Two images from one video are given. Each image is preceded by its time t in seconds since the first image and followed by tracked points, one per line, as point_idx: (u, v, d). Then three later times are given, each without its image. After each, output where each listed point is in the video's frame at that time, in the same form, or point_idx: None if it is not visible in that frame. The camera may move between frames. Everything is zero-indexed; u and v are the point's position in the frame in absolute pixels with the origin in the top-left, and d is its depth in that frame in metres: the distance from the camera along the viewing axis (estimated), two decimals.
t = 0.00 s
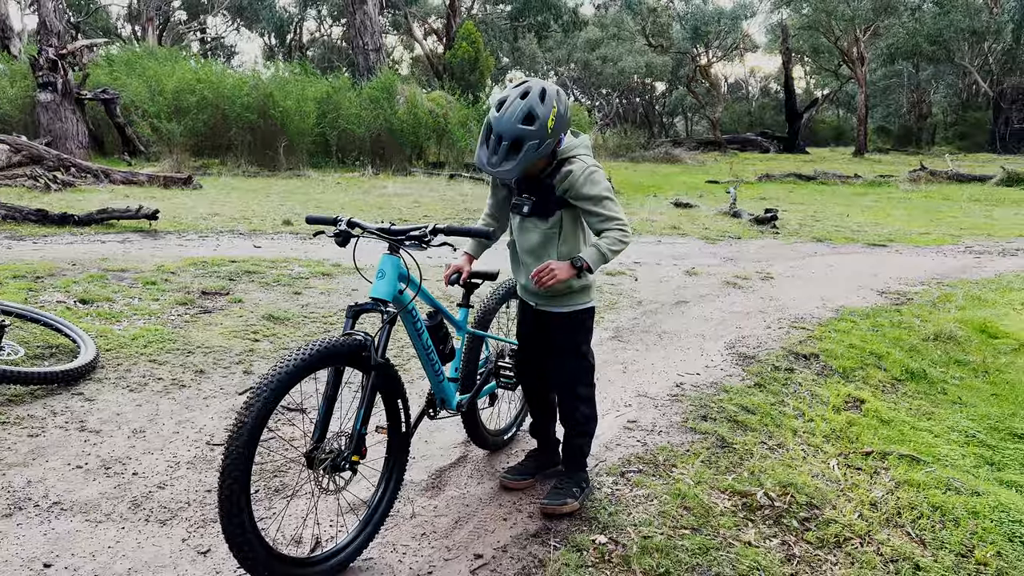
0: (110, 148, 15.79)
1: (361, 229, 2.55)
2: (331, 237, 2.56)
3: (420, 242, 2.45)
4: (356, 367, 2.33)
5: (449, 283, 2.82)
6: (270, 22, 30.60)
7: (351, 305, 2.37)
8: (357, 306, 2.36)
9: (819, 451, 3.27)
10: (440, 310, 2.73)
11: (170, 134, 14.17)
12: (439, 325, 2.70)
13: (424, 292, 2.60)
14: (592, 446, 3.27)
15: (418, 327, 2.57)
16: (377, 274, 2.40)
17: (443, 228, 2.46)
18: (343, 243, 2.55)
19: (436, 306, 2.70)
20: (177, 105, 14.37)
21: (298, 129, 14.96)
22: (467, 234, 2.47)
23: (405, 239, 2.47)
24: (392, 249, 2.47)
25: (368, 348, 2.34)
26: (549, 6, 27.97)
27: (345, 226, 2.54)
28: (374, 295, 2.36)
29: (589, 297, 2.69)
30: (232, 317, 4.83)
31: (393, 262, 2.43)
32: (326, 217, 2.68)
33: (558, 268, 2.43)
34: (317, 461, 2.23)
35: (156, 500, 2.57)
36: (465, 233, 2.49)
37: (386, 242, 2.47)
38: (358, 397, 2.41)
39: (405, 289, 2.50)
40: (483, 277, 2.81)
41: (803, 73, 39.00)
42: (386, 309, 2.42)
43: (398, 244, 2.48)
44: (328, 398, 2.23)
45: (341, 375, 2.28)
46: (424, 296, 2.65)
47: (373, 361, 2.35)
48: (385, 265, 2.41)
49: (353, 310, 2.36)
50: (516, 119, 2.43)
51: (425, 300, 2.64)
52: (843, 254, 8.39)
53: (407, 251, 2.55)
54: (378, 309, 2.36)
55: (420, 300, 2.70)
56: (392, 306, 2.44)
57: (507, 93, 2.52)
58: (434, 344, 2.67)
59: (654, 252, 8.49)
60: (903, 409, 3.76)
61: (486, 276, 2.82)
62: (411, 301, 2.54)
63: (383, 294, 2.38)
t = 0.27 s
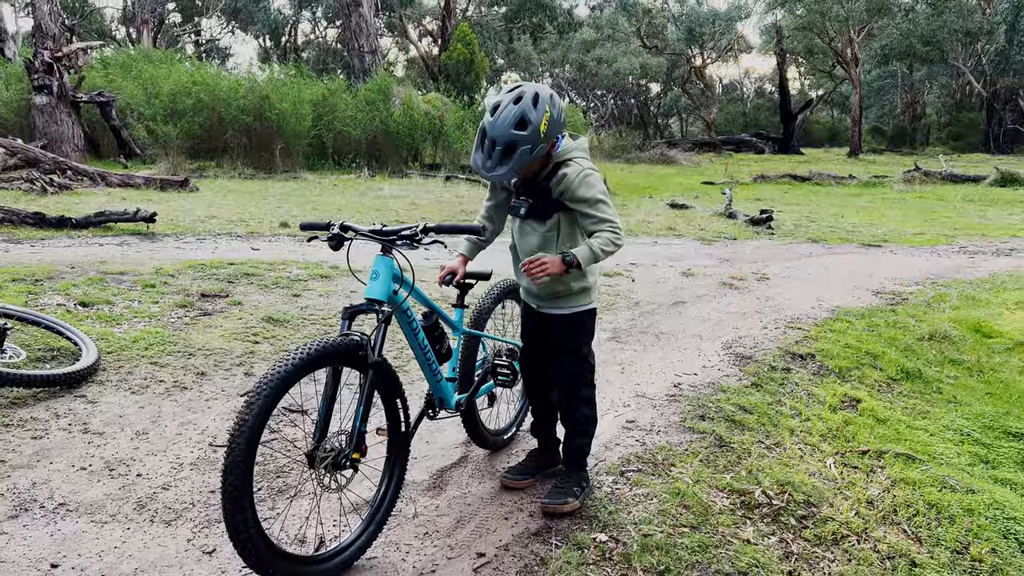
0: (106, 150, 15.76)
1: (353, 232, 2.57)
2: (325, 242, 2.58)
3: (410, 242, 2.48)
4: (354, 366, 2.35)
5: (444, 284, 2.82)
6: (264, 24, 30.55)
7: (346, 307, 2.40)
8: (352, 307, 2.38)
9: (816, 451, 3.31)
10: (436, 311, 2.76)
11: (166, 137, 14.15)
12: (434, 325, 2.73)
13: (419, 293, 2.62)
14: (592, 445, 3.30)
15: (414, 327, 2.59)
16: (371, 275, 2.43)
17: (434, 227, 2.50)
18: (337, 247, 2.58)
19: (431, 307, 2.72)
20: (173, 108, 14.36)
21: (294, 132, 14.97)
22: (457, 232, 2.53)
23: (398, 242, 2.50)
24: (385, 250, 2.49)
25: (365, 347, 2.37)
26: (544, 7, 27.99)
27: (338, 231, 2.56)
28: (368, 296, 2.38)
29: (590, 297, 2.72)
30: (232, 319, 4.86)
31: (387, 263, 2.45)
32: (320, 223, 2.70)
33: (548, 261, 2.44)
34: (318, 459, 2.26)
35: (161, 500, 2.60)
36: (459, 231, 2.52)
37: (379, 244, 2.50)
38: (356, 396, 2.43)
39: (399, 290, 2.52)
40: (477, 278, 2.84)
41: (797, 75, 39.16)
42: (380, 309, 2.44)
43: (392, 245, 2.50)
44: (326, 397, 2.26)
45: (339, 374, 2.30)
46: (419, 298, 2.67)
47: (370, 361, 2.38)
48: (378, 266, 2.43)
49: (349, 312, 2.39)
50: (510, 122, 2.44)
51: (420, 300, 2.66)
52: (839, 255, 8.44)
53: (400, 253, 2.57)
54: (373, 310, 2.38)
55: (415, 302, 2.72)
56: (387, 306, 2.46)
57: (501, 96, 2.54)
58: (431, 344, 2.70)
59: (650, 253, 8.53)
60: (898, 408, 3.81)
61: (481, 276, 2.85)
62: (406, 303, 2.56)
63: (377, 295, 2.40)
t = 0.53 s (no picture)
0: (105, 153, 15.76)
1: (357, 235, 2.59)
2: (330, 245, 2.60)
3: (414, 245, 2.51)
4: (360, 368, 2.37)
5: (447, 287, 2.83)
6: (262, 27, 30.55)
7: (352, 310, 2.42)
8: (357, 310, 2.40)
9: (817, 451, 3.33)
10: (439, 313, 2.78)
11: (165, 140, 14.15)
12: (438, 327, 2.75)
13: (423, 295, 2.64)
14: (595, 447, 3.32)
15: (418, 329, 2.61)
16: (375, 278, 2.45)
17: (439, 230, 2.52)
18: (342, 250, 2.60)
19: (435, 309, 2.74)
20: (172, 111, 14.37)
21: (293, 135, 14.98)
22: (460, 234, 2.55)
23: (402, 245, 2.52)
24: (389, 253, 2.51)
25: (371, 349, 2.39)
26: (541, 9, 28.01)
27: (343, 234, 2.58)
28: (373, 298, 2.39)
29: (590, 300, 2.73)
30: (235, 322, 4.88)
31: (391, 266, 2.47)
32: (325, 226, 2.72)
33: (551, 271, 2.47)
34: (325, 460, 2.27)
35: (169, 502, 2.61)
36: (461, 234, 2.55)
37: (384, 247, 2.52)
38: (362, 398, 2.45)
39: (404, 292, 2.54)
40: (480, 280, 2.85)
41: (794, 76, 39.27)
42: (385, 311, 2.45)
43: (396, 248, 2.53)
44: (332, 399, 2.27)
45: (345, 377, 2.31)
46: (423, 300, 2.69)
47: (376, 362, 2.40)
48: (383, 269, 2.45)
49: (355, 314, 2.41)
50: (512, 112, 2.47)
51: (424, 302, 2.68)
52: (838, 256, 8.47)
53: (404, 256, 2.59)
54: (378, 312, 2.39)
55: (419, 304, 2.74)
56: (392, 308, 2.48)
57: (503, 90, 2.56)
58: (435, 346, 2.72)
59: (650, 255, 8.55)
60: (898, 409, 3.83)
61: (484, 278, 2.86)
62: (411, 305, 2.58)
63: (382, 297, 2.41)
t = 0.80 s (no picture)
0: (104, 156, 15.77)
1: (368, 235, 2.60)
2: (340, 244, 2.61)
3: (426, 246, 2.53)
4: (369, 367, 2.39)
5: (455, 287, 2.85)
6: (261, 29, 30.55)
7: (362, 309, 2.43)
8: (367, 309, 2.41)
9: (820, 449, 3.34)
10: (447, 314, 2.80)
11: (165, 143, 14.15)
12: (446, 328, 2.77)
13: (431, 296, 2.66)
14: (599, 446, 3.34)
15: (426, 329, 2.63)
16: (385, 277, 2.46)
17: (450, 231, 2.55)
18: (352, 249, 2.61)
19: (443, 309, 2.76)
20: (172, 113, 14.38)
21: (293, 137, 15.00)
22: (470, 235, 2.58)
23: (412, 245, 2.53)
24: (399, 253, 2.53)
25: (380, 349, 2.40)
26: (540, 11, 28.01)
27: (354, 233, 2.59)
28: (383, 298, 2.41)
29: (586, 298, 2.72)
30: (238, 323, 4.89)
31: (401, 266, 2.49)
32: (335, 226, 2.74)
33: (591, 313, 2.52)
34: (333, 459, 2.29)
35: (175, 501, 2.62)
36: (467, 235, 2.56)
37: (394, 246, 2.53)
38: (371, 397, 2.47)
39: (413, 292, 2.55)
40: (487, 280, 2.87)
41: (793, 78, 39.33)
42: (395, 310, 2.47)
43: (406, 247, 2.54)
44: (340, 398, 2.28)
45: (354, 377, 2.33)
46: (431, 300, 2.71)
47: (385, 362, 2.42)
48: (393, 269, 2.47)
49: (364, 314, 2.43)
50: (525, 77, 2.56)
51: (432, 302, 2.70)
52: (837, 256, 8.49)
53: (413, 256, 2.61)
54: (388, 311, 2.41)
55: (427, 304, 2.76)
56: (401, 307, 2.49)
57: (506, 74, 2.60)
58: (442, 346, 2.74)
59: (650, 256, 8.57)
60: (899, 407, 3.85)
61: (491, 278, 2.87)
62: (419, 304, 2.60)
63: (391, 297, 2.43)
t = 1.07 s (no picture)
0: (105, 158, 15.78)
1: (369, 235, 2.61)
2: (341, 244, 2.62)
3: (427, 245, 2.54)
4: (371, 367, 2.40)
5: (455, 287, 2.86)
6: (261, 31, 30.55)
7: (362, 309, 2.44)
8: (368, 309, 2.42)
9: (820, 449, 3.35)
10: (447, 313, 2.81)
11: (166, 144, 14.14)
12: (446, 327, 2.78)
13: (432, 295, 2.67)
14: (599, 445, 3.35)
15: (427, 329, 2.63)
16: (387, 278, 2.47)
17: (452, 230, 2.56)
18: (352, 249, 2.61)
19: (443, 309, 2.77)
20: (171, 115, 14.38)
21: (293, 139, 15.01)
22: (471, 234, 2.60)
23: (413, 245, 2.55)
24: (399, 253, 2.54)
25: (381, 348, 2.41)
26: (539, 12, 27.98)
27: (355, 234, 2.60)
28: (384, 298, 2.42)
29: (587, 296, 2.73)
30: (240, 324, 4.89)
31: (401, 266, 2.50)
32: (335, 227, 2.75)
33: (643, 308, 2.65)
34: (336, 458, 2.30)
35: (179, 500, 2.63)
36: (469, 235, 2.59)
37: (395, 246, 2.54)
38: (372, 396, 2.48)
39: (414, 292, 2.56)
40: (487, 280, 2.88)
41: (792, 79, 39.38)
42: (396, 310, 2.47)
43: (406, 247, 2.55)
44: (341, 398, 2.29)
45: (355, 377, 2.33)
46: (431, 300, 2.72)
47: (386, 362, 2.43)
48: (394, 269, 2.48)
49: (364, 314, 2.43)
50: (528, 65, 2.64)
51: (433, 302, 2.71)
52: (837, 257, 8.51)
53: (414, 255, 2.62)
54: (389, 311, 2.42)
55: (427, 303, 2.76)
56: (402, 307, 2.50)
57: (507, 70, 2.66)
58: (443, 346, 2.75)
59: (650, 256, 8.59)
60: (899, 407, 3.86)
61: (493, 278, 2.88)
62: (420, 304, 2.60)
63: (392, 297, 2.44)
